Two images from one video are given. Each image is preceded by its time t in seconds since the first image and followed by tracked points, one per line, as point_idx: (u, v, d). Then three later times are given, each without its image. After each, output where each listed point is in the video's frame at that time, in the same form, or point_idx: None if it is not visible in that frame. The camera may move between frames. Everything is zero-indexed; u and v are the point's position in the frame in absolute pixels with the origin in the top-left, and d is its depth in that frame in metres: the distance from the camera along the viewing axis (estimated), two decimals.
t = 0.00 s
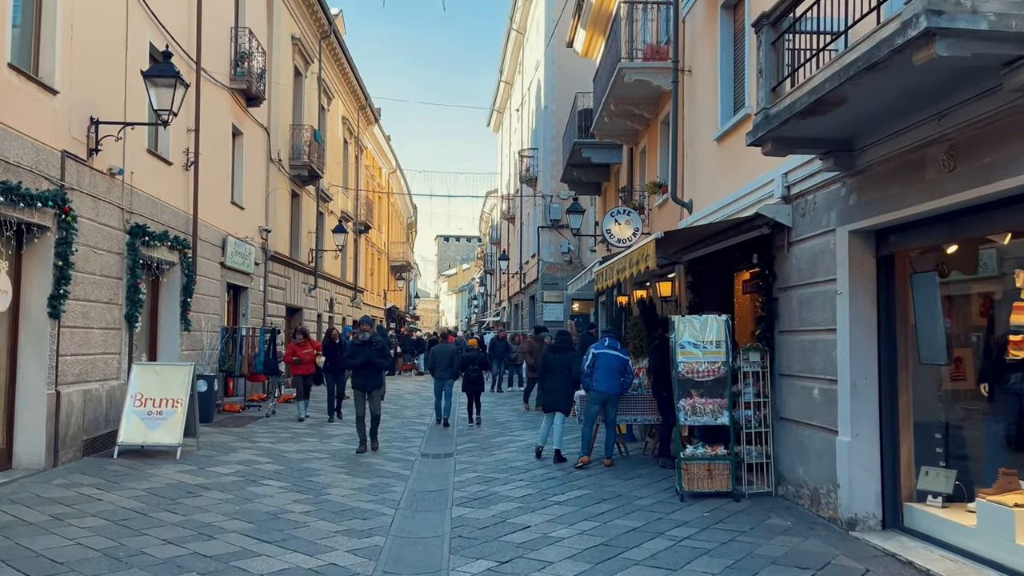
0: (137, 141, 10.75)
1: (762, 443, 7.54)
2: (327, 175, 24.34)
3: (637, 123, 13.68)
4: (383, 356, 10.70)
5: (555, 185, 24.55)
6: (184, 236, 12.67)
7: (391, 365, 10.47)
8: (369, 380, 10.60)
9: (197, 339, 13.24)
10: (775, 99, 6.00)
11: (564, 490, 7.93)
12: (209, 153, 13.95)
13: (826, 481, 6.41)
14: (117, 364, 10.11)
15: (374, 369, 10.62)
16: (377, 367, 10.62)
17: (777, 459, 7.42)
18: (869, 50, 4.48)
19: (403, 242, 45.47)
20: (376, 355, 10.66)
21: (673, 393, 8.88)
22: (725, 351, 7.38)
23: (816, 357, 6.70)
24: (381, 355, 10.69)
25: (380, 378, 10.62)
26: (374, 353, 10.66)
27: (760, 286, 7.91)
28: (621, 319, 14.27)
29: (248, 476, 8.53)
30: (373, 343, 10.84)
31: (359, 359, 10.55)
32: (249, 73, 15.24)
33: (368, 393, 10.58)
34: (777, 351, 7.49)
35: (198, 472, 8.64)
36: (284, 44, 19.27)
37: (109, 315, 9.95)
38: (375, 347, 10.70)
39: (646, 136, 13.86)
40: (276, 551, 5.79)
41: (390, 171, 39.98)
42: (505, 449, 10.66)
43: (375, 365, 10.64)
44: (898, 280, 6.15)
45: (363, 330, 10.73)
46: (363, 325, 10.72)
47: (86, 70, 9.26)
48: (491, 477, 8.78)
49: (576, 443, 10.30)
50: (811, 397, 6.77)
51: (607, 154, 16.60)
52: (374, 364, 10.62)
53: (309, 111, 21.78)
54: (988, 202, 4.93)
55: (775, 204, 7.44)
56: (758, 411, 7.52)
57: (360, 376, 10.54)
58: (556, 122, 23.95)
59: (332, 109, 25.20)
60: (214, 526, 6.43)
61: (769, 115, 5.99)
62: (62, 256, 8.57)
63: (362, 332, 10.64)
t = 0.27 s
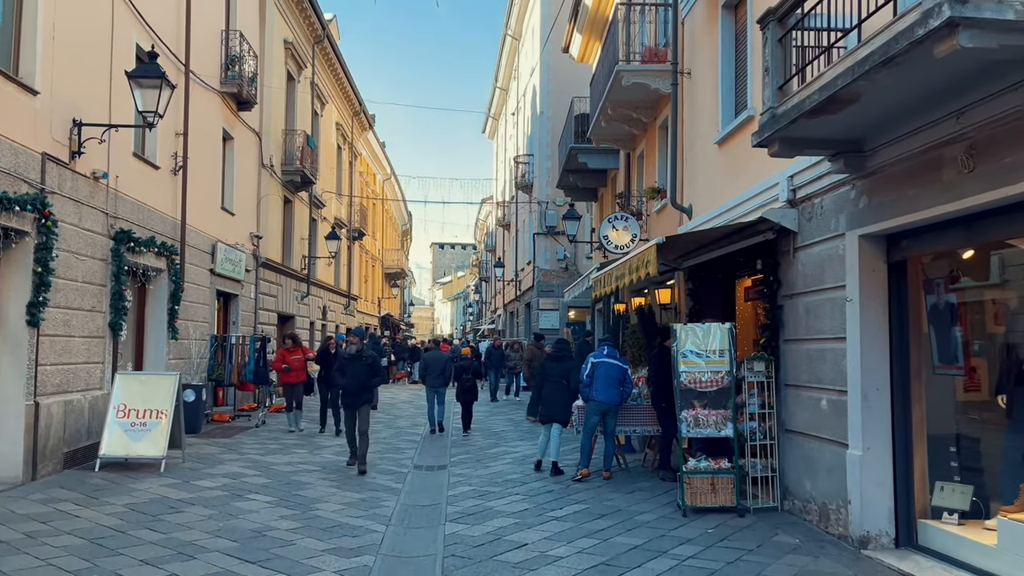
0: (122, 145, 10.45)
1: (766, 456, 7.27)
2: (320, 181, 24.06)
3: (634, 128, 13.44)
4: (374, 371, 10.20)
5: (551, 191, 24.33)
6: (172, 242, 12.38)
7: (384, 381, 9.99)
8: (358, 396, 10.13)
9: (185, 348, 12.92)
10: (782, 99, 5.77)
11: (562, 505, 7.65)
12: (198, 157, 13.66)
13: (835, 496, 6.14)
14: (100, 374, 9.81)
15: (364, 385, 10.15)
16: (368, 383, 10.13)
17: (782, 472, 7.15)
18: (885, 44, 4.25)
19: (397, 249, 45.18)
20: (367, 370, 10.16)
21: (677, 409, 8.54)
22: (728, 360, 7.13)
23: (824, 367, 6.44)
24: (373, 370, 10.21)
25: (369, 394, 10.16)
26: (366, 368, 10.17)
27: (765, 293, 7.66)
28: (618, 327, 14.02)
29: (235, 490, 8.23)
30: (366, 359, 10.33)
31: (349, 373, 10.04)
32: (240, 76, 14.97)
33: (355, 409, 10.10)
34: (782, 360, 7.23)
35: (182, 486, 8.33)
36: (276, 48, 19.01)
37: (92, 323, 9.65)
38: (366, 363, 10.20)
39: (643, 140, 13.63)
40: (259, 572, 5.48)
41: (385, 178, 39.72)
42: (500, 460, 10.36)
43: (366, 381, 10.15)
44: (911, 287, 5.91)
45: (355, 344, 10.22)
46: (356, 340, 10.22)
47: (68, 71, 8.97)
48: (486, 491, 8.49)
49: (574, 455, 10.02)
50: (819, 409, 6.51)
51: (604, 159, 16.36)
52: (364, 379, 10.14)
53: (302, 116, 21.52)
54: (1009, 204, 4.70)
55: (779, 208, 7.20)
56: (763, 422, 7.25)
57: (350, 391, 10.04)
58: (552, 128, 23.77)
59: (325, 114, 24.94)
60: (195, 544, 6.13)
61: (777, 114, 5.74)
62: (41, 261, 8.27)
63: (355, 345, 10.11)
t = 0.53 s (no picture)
0: (107, 144, 10.18)
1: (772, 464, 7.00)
2: (315, 184, 23.80)
3: (632, 128, 13.19)
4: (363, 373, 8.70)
5: (547, 195, 24.12)
6: (161, 244, 12.10)
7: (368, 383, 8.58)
8: (345, 402, 8.76)
9: (173, 352, 12.61)
10: (790, 90, 5.52)
11: (559, 514, 7.36)
12: (188, 158, 13.38)
13: (845, 507, 5.87)
14: (83, 379, 9.52)
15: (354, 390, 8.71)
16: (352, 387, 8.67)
17: (788, 480, 6.87)
18: (904, 27, 4.01)
19: (393, 254, 44.90)
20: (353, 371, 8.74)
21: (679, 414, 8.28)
22: (732, 364, 6.86)
23: (832, 371, 6.17)
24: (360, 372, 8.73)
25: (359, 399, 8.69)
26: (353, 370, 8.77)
27: (769, 295, 7.41)
28: (616, 331, 13.76)
29: (219, 499, 7.94)
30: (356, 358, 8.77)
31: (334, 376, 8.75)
32: (231, 76, 14.69)
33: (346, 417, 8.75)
34: (788, 364, 6.96)
35: (165, 495, 8.03)
36: (269, 49, 18.76)
37: (74, 326, 9.36)
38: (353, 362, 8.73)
39: (641, 141, 13.39)
40: None
41: (381, 182, 39.46)
42: (496, 468, 10.06)
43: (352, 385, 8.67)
44: (924, 287, 5.64)
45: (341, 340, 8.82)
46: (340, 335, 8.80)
47: (50, 66, 8.69)
48: (480, 500, 8.20)
49: (571, 462, 9.73)
50: (827, 415, 6.24)
51: (601, 161, 16.11)
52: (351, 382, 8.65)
53: (295, 118, 21.25)
54: None
55: (785, 207, 6.95)
56: (768, 429, 6.97)
57: (334, 396, 8.76)
58: (548, 132, 23.58)
59: (319, 117, 24.67)
60: (173, 557, 5.83)
61: (784, 107, 5.49)
62: (19, 262, 7.98)
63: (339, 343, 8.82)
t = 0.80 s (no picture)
0: (92, 141, 9.90)
1: (777, 472, 6.72)
2: (309, 186, 23.51)
3: (632, 128, 12.92)
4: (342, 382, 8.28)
5: (544, 197, 23.87)
6: (148, 245, 11.81)
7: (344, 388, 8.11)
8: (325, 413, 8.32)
9: (161, 356, 12.30)
10: (798, 81, 5.25)
11: (556, 525, 7.07)
12: (178, 157, 13.10)
13: (856, 518, 5.60)
14: (64, 384, 9.23)
15: (333, 400, 8.29)
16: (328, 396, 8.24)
17: (795, 490, 6.58)
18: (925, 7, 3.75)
19: (390, 257, 44.59)
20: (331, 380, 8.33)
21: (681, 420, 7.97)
22: (737, 369, 6.58)
23: (842, 377, 5.90)
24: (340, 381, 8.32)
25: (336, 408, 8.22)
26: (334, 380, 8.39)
27: (774, 296, 7.13)
28: (614, 335, 13.49)
29: (203, 509, 7.63)
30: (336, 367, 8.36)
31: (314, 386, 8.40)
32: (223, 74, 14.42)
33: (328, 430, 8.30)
34: (794, 368, 6.68)
35: (146, 505, 7.73)
36: (263, 48, 18.48)
37: (55, 329, 9.06)
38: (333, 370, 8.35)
39: (640, 141, 13.13)
40: None
41: (377, 185, 39.17)
42: (491, 476, 9.76)
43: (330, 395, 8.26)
44: (940, 287, 5.37)
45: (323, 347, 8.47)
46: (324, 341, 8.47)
47: (30, 60, 8.40)
48: (474, 509, 7.90)
49: (569, 470, 9.44)
50: (837, 422, 5.96)
51: (599, 162, 15.84)
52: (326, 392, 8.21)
53: (290, 119, 20.98)
54: None
55: (791, 205, 6.67)
56: (773, 436, 6.69)
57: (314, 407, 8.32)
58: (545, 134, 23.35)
59: (315, 118, 24.40)
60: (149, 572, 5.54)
61: (792, 97, 5.22)
62: None
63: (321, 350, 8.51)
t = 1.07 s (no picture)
0: (77, 138, 9.62)
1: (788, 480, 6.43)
2: (305, 186, 23.23)
3: (633, 126, 12.65)
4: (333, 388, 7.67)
5: (543, 198, 23.61)
6: (138, 245, 11.53)
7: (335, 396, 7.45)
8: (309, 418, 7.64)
9: (151, 359, 12.00)
10: (812, 69, 4.99)
11: (557, 535, 6.79)
12: (169, 156, 12.82)
13: (873, 530, 5.33)
14: (48, 388, 8.95)
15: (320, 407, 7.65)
16: (316, 403, 7.63)
17: (806, 499, 6.30)
18: None
19: (388, 259, 44.29)
20: (320, 385, 7.70)
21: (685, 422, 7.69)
22: (745, 372, 6.31)
23: (856, 380, 5.62)
24: (331, 387, 7.71)
25: (327, 417, 7.61)
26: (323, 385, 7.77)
27: (782, 297, 6.85)
28: (615, 338, 13.21)
29: (190, 518, 7.35)
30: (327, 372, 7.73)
31: (298, 390, 7.76)
32: (215, 72, 14.15)
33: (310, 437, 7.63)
34: (805, 371, 6.40)
35: (131, 514, 7.44)
36: (258, 46, 18.21)
37: (39, 331, 8.77)
38: (322, 375, 7.71)
39: (642, 139, 12.86)
40: None
41: (374, 186, 38.88)
42: (488, 482, 9.48)
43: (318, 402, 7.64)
44: (960, 285, 5.10)
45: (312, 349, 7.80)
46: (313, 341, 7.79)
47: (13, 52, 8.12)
48: (471, 518, 7.62)
49: (569, 476, 9.16)
50: (851, 428, 5.68)
51: (599, 161, 15.57)
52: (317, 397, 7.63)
53: (285, 119, 20.70)
54: None
55: (801, 201, 6.40)
56: (784, 442, 6.40)
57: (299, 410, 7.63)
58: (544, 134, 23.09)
59: (311, 118, 24.12)
60: None
61: (806, 86, 4.96)
62: None
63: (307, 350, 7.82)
